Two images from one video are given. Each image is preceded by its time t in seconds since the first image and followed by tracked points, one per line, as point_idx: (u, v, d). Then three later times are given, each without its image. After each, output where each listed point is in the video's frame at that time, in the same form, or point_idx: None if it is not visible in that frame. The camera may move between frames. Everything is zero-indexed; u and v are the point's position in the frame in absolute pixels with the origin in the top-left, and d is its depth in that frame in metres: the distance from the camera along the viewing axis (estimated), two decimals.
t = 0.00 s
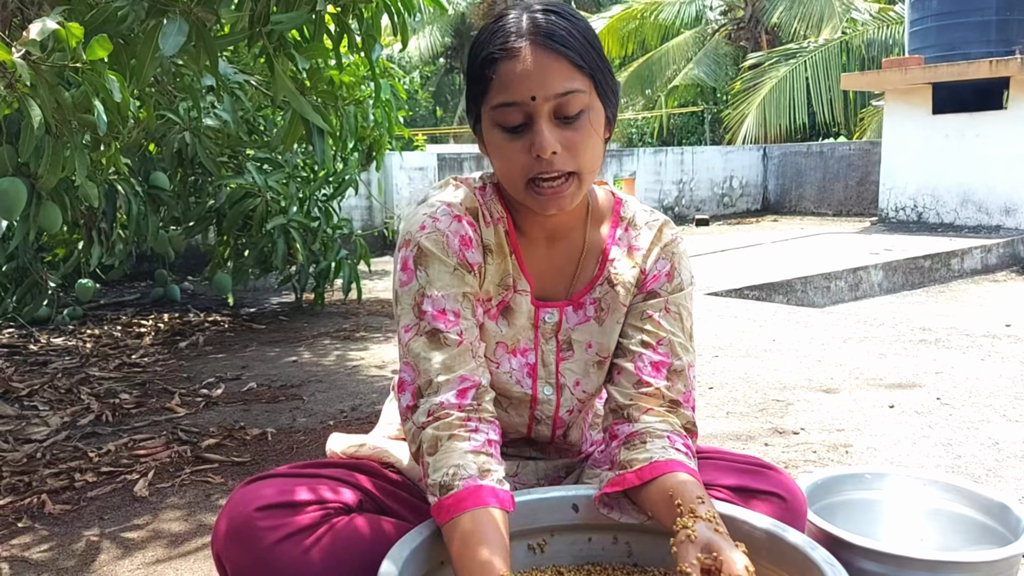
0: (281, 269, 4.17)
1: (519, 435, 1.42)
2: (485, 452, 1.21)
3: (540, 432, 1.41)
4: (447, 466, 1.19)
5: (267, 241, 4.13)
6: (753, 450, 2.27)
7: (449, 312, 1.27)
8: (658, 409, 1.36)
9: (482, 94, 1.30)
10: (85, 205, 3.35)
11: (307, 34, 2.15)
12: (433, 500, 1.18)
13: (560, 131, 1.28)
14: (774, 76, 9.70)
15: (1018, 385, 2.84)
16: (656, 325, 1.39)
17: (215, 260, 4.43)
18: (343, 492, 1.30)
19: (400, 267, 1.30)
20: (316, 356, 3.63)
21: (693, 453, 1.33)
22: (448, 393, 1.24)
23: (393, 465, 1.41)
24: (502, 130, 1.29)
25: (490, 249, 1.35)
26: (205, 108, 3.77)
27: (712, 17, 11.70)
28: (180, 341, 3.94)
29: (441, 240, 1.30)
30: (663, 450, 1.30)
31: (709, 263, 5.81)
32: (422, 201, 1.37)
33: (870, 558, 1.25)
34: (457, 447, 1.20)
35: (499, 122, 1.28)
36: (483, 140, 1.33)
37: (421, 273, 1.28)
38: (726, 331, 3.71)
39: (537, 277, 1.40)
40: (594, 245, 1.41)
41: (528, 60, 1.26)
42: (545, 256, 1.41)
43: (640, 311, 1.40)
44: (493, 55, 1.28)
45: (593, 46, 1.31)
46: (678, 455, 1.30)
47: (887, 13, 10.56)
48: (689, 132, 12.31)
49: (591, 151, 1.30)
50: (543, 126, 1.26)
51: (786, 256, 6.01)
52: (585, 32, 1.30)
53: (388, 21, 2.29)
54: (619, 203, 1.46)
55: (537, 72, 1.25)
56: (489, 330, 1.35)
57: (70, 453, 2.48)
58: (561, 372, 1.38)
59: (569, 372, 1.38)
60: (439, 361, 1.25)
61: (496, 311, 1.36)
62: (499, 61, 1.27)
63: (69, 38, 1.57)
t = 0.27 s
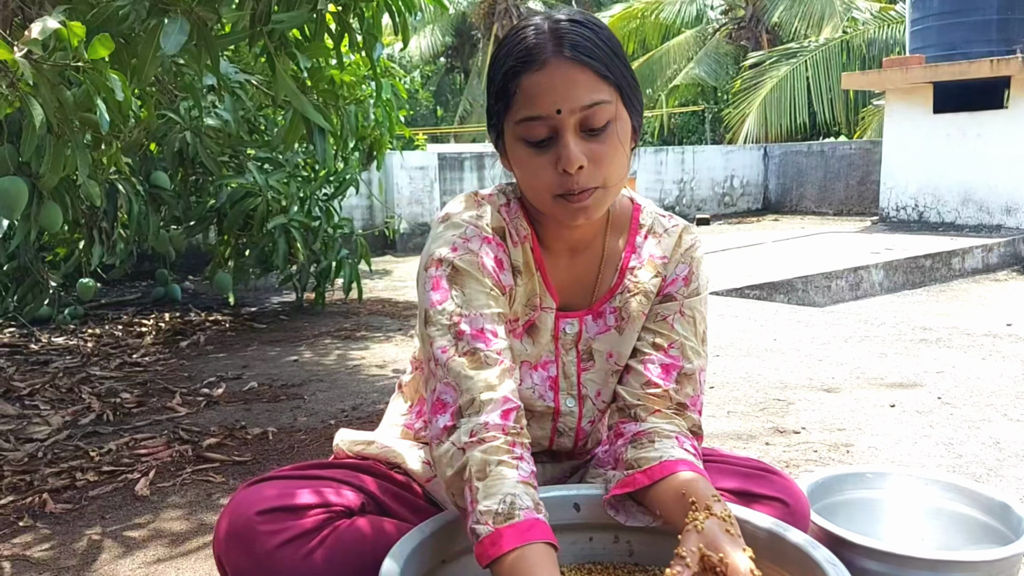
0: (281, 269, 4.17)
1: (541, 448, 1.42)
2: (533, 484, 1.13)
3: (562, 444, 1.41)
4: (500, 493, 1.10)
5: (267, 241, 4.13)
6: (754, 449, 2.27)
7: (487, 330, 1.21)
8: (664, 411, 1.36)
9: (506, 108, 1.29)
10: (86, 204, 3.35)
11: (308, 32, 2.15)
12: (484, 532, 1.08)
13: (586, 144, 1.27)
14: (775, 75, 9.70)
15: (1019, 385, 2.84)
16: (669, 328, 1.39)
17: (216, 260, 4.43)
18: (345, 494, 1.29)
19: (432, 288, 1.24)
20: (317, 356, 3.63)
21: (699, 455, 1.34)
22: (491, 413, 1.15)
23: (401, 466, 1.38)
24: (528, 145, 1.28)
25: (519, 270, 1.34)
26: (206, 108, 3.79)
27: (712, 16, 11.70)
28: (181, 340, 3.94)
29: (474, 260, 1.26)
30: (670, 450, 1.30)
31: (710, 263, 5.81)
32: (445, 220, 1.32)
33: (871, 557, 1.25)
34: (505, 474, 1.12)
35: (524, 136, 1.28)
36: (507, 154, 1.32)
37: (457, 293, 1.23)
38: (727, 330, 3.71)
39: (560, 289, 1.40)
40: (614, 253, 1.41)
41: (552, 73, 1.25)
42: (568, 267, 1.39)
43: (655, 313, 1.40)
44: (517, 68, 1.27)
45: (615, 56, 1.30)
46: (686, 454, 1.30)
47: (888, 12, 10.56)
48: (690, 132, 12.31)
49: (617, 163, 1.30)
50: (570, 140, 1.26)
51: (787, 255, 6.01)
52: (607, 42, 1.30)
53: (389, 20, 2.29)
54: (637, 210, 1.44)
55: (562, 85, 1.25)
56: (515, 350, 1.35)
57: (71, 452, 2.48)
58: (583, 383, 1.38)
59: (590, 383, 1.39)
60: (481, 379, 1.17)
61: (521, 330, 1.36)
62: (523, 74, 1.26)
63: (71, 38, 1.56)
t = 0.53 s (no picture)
0: (282, 269, 4.17)
1: (539, 448, 1.41)
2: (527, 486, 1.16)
3: (561, 445, 1.40)
4: (511, 492, 1.11)
5: (268, 240, 4.12)
6: (754, 449, 2.28)
7: (485, 335, 1.22)
8: (665, 410, 1.37)
9: (502, 112, 1.29)
10: (87, 204, 3.35)
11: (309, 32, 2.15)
12: (504, 529, 1.09)
13: (583, 148, 1.27)
14: (775, 75, 9.69)
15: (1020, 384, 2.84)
16: (666, 325, 1.39)
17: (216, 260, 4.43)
18: (345, 496, 1.30)
19: (429, 289, 1.24)
20: (318, 356, 3.63)
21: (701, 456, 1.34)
22: (489, 417, 1.16)
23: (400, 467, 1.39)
24: (524, 149, 1.28)
25: (514, 272, 1.34)
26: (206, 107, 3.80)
27: (713, 15, 11.69)
28: (181, 340, 3.94)
29: (473, 263, 1.27)
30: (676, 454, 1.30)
31: (711, 262, 5.81)
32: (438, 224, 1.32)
33: (872, 556, 1.25)
34: (508, 474, 1.13)
35: (520, 140, 1.28)
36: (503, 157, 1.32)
37: (457, 294, 1.23)
38: (728, 330, 3.71)
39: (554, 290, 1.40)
40: (608, 254, 1.41)
41: (548, 77, 1.25)
42: (563, 268, 1.40)
43: (652, 312, 1.40)
44: (512, 72, 1.27)
45: (612, 58, 1.30)
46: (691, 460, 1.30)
47: (888, 11, 10.55)
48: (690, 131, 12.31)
49: (614, 165, 1.30)
50: (566, 144, 1.26)
51: (788, 255, 6.01)
52: (603, 45, 1.30)
53: (389, 20, 2.29)
54: (633, 209, 1.45)
55: (558, 89, 1.25)
56: (509, 352, 1.35)
57: (72, 452, 2.48)
58: (579, 383, 1.38)
59: (587, 383, 1.39)
60: (480, 383, 1.18)
61: (516, 332, 1.36)
62: (518, 78, 1.26)
63: (72, 38, 1.56)
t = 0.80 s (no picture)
0: (283, 268, 4.17)
1: (522, 429, 1.42)
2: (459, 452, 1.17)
3: (544, 425, 1.40)
4: (442, 434, 1.13)
5: (269, 240, 4.13)
6: (754, 448, 2.28)
7: (445, 298, 1.25)
8: (658, 397, 1.35)
9: (488, 97, 1.29)
10: (87, 203, 3.35)
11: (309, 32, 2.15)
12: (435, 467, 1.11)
13: (566, 135, 1.28)
14: (776, 74, 9.69)
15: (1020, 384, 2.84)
16: (654, 313, 1.40)
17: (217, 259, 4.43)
18: (345, 491, 1.30)
19: (406, 244, 1.27)
20: (318, 355, 3.64)
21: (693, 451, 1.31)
22: (426, 369, 1.18)
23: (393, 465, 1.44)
24: (509, 134, 1.29)
25: (492, 246, 1.35)
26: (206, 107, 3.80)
27: (713, 15, 11.68)
28: (182, 339, 3.94)
29: (454, 229, 1.29)
30: (663, 449, 1.28)
31: (711, 262, 5.81)
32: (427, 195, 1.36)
33: (872, 556, 1.25)
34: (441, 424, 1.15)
35: (505, 126, 1.28)
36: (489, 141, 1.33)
37: (430, 253, 1.26)
38: (728, 329, 3.71)
39: (539, 272, 1.40)
40: (593, 241, 1.41)
41: (534, 66, 1.25)
42: (547, 252, 1.41)
43: (638, 300, 1.42)
44: (499, 59, 1.26)
45: (596, 48, 1.30)
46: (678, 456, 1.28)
47: (889, 11, 10.55)
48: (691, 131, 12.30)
49: (595, 153, 1.31)
50: (549, 131, 1.26)
51: (788, 254, 6.01)
52: (589, 35, 1.30)
53: (390, 19, 2.29)
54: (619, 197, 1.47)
55: (543, 78, 1.25)
56: (489, 326, 1.35)
57: (72, 451, 2.48)
58: (562, 364, 1.38)
59: (570, 364, 1.39)
60: (426, 338, 1.20)
61: (496, 307, 1.36)
62: (504, 66, 1.26)
63: (72, 37, 1.57)
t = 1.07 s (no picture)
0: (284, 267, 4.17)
1: (519, 418, 1.41)
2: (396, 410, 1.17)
3: (540, 414, 1.40)
4: (363, 365, 1.14)
5: (270, 239, 4.13)
6: (756, 447, 2.27)
7: (406, 258, 1.26)
8: (659, 387, 1.35)
9: (490, 84, 1.29)
10: (88, 203, 3.35)
11: (310, 32, 2.15)
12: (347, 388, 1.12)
13: (567, 123, 1.28)
14: (777, 74, 9.68)
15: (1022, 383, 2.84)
16: (653, 306, 1.40)
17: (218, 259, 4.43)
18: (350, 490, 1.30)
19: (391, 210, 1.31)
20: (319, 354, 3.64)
21: (693, 436, 1.32)
22: (360, 309, 1.19)
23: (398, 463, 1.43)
24: (509, 121, 1.28)
25: (479, 233, 1.36)
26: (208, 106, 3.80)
27: (714, 14, 11.68)
28: (183, 339, 3.94)
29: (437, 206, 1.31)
30: (661, 436, 1.28)
31: (712, 261, 5.80)
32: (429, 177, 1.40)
33: (873, 555, 1.25)
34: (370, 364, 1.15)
35: (506, 112, 1.28)
36: (489, 128, 1.32)
37: (405, 217, 1.28)
38: (729, 329, 3.71)
39: (533, 263, 1.41)
40: (588, 233, 1.43)
41: (537, 53, 1.25)
42: (542, 245, 1.42)
43: (636, 292, 1.42)
44: (503, 46, 1.27)
45: (598, 40, 1.31)
46: (677, 441, 1.29)
47: (890, 9, 10.54)
48: (692, 130, 12.30)
49: (593, 143, 1.31)
50: (550, 118, 1.26)
51: (789, 253, 6.01)
52: (590, 27, 1.30)
53: (391, 20, 2.29)
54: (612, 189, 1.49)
55: (546, 65, 1.25)
56: (483, 313, 1.36)
57: (73, 450, 2.48)
58: (558, 352, 1.39)
59: (566, 351, 1.39)
60: (375, 284, 1.22)
61: (488, 293, 1.37)
62: (508, 53, 1.26)
63: (72, 37, 1.57)
